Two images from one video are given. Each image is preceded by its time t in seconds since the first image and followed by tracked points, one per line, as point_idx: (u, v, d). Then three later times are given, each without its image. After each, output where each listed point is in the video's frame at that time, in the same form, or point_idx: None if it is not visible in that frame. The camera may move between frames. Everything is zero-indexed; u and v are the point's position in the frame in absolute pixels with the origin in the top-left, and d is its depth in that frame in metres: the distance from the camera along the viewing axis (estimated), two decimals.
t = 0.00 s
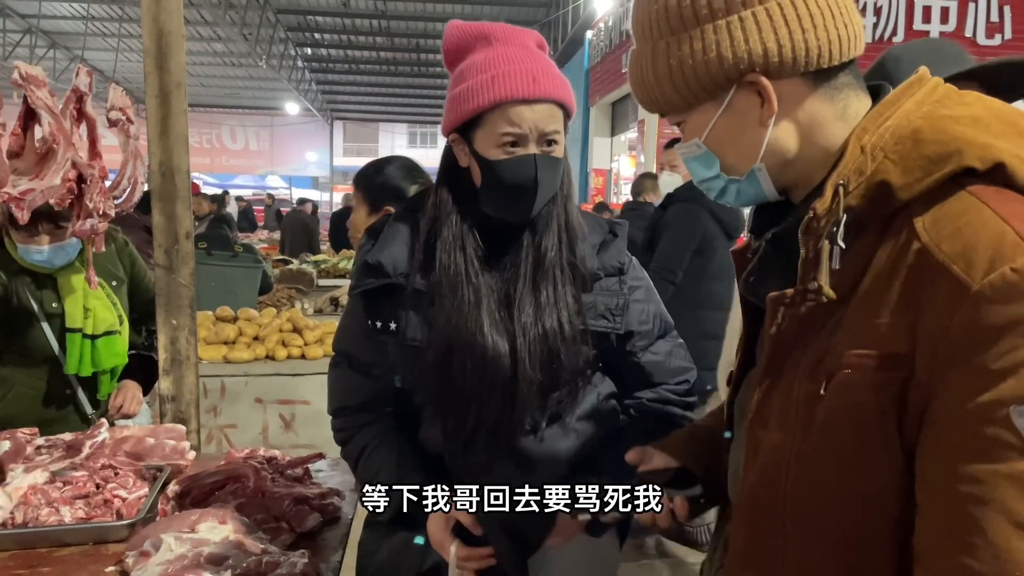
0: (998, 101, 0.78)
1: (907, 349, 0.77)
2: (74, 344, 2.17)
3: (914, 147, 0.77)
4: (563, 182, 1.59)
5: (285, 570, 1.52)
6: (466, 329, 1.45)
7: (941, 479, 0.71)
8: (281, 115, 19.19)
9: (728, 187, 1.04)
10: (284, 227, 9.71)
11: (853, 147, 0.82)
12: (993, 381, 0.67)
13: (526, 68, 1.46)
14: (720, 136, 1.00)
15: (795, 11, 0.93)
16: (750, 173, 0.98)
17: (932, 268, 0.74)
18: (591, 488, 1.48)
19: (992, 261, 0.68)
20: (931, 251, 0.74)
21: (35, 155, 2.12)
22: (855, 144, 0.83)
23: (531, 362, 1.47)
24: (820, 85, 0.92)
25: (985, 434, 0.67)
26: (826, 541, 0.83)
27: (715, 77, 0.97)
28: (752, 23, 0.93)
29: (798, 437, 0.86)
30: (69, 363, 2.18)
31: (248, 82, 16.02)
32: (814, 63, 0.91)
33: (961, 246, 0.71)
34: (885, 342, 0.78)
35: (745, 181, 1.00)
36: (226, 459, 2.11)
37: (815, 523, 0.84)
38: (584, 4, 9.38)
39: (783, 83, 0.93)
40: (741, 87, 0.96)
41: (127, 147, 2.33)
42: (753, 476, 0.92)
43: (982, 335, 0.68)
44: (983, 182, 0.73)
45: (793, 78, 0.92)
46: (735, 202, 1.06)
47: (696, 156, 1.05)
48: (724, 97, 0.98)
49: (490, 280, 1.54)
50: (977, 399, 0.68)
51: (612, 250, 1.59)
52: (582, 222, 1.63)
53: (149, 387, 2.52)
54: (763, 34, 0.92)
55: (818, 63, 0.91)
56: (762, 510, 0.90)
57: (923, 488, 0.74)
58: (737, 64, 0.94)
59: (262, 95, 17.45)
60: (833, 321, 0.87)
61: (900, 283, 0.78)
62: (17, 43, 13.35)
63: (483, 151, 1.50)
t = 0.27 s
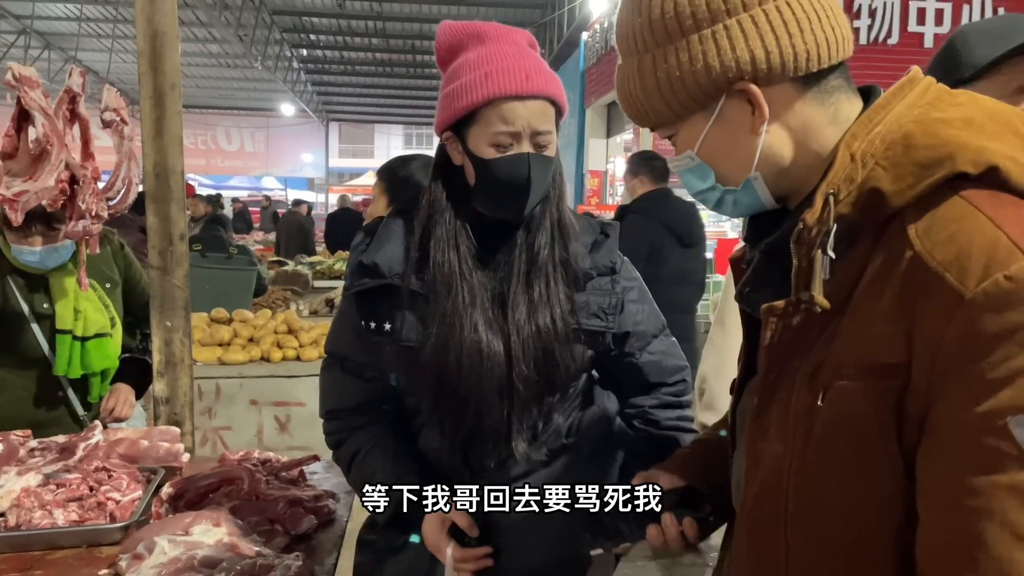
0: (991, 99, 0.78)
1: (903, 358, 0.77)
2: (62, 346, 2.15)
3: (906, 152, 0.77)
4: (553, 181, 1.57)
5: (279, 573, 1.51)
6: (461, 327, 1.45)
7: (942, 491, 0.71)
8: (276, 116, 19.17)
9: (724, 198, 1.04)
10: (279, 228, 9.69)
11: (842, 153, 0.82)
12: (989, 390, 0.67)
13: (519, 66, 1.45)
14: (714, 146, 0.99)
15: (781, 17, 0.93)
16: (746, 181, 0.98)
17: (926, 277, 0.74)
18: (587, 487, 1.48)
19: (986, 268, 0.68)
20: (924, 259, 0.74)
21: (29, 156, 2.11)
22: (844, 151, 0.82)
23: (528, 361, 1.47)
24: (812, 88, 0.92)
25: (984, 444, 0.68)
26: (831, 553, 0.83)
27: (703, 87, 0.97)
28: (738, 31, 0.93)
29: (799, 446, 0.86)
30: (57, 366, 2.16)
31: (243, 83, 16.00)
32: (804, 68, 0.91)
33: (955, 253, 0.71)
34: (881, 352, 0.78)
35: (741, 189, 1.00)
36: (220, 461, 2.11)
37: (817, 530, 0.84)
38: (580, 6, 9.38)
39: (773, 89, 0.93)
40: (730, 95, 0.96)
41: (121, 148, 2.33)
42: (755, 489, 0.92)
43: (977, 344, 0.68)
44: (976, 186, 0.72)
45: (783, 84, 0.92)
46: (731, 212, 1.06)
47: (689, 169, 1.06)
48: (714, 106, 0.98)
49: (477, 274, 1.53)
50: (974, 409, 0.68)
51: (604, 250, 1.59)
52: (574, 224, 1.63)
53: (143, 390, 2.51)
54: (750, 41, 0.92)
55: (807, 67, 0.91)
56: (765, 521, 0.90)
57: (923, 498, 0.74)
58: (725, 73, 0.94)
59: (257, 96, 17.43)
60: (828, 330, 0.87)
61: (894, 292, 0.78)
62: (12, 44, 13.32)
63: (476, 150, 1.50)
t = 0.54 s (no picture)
0: (982, 101, 0.77)
1: (889, 372, 0.76)
2: (42, 346, 2.10)
3: (895, 160, 0.76)
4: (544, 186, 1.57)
5: None
6: (447, 329, 1.45)
7: (929, 509, 0.70)
8: (270, 117, 19.14)
9: (709, 186, 1.04)
10: (274, 229, 9.67)
11: (829, 161, 0.80)
12: (979, 407, 0.66)
13: (509, 75, 1.44)
14: (705, 130, 0.99)
15: (794, 5, 0.91)
16: (732, 173, 0.98)
17: (915, 290, 0.72)
18: (576, 489, 1.48)
19: (974, 280, 0.67)
20: (913, 270, 0.73)
21: (23, 158, 2.07)
22: (831, 160, 0.80)
23: (514, 363, 1.45)
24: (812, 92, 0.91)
25: (972, 461, 0.66)
26: (819, 566, 0.82)
27: (705, 67, 0.94)
28: (749, 14, 0.91)
29: (790, 462, 0.85)
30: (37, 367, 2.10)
31: (237, 83, 15.97)
32: (809, 64, 0.89)
33: (943, 265, 0.70)
34: (869, 365, 0.77)
35: (727, 181, 1.00)
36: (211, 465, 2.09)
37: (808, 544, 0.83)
38: (575, 6, 9.38)
39: (775, 82, 0.91)
40: (730, 80, 0.95)
41: (111, 149, 2.30)
42: (749, 503, 0.91)
43: (966, 358, 0.67)
44: (967, 195, 0.71)
45: (786, 78, 0.90)
46: (715, 203, 1.06)
47: (680, 150, 1.05)
48: (712, 88, 0.96)
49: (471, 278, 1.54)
50: (962, 425, 0.67)
51: (592, 252, 1.56)
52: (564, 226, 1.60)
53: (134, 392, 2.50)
54: (760, 27, 0.90)
55: (813, 64, 0.89)
56: (759, 531, 0.89)
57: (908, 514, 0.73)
58: (729, 55, 0.92)
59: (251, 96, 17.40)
60: (817, 344, 0.86)
61: (884, 304, 0.76)
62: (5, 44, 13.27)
63: (467, 159, 1.50)
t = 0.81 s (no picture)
0: (1015, 98, 0.74)
1: (888, 367, 0.74)
2: (23, 349, 2.06)
3: (916, 149, 0.73)
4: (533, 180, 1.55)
5: None
6: (440, 332, 1.43)
7: (915, 505, 0.69)
8: (264, 118, 19.08)
9: (727, 155, 1.01)
10: (266, 229, 9.64)
11: (848, 146, 0.79)
12: (977, 405, 0.64)
13: (487, 74, 1.42)
14: (733, 95, 0.96)
15: None
16: (753, 145, 0.95)
17: (920, 283, 0.71)
18: (576, 489, 1.45)
19: (981, 275, 0.65)
20: (916, 264, 0.71)
21: (6, 157, 2.01)
22: (850, 145, 0.79)
23: (511, 367, 1.44)
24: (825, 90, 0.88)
25: (963, 461, 0.65)
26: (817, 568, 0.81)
27: (744, 29, 0.91)
28: None
29: (780, 454, 0.84)
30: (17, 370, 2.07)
31: (229, 84, 15.92)
32: (849, 39, 0.86)
33: (951, 258, 0.68)
34: (868, 357, 0.75)
35: (745, 152, 0.97)
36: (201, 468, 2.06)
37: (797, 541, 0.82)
38: (569, 7, 9.36)
39: (812, 54, 0.89)
40: (766, 46, 0.92)
41: (99, 148, 2.28)
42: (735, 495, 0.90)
43: (964, 355, 0.65)
44: (989, 189, 0.68)
45: (822, 53, 0.88)
46: (728, 175, 1.03)
47: (700, 113, 1.01)
48: (746, 52, 0.94)
49: (462, 276, 1.53)
50: (956, 423, 0.65)
51: (586, 254, 1.53)
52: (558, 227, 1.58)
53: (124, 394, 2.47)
54: None
55: (853, 40, 0.86)
56: (744, 527, 0.88)
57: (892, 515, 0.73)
58: (770, 21, 0.89)
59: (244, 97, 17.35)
60: (819, 336, 0.85)
61: (884, 295, 0.74)
62: None
63: (448, 159, 1.48)
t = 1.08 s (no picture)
0: None
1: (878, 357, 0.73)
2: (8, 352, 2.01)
3: (924, 138, 0.71)
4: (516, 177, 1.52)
5: None
6: (432, 333, 1.43)
7: (895, 499, 0.67)
8: (257, 118, 19.03)
9: (726, 143, 0.99)
10: (260, 230, 9.61)
11: (855, 130, 0.77)
12: (967, 399, 0.62)
13: (454, 70, 1.40)
14: (736, 77, 0.94)
15: None
16: (754, 132, 0.94)
17: (914, 272, 0.69)
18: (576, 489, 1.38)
19: (979, 265, 0.63)
20: (911, 255, 0.69)
21: None
22: (857, 129, 0.77)
23: (500, 367, 1.43)
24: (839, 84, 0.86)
25: (946, 458, 0.63)
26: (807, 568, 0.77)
27: (754, 11, 0.89)
28: None
29: (762, 447, 0.81)
30: (1, 374, 2.03)
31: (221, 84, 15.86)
32: (857, 35, 0.84)
33: (949, 247, 0.66)
34: (855, 346, 0.74)
35: (745, 140, 0.95)
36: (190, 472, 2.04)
37: (774, 538, 0.79)
38: (563, 7, 9.33)
39: (820, 46, 0.86)
40: (773, 29, 0.89)
41: (87, 148, 2.24)
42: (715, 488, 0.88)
43: (957, 346, 0.63)
44: (995, 182, 0.66)
45: (830, 47, 0.86)
46: (729, 164, 1.01)
47: (700, 100, 0.99)
48: (752, 35, 0.91)
49: (451, 272, 1.50)
50: (943, 417, 0.63)
51: (579, 255, 1.53)
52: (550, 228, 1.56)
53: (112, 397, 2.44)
54: None
55: (863, 36, 0.84)
56: (723, 523, 0.86)
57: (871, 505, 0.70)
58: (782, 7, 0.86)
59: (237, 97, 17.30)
60: (810, 327, 0.83)
61: (879, 284, 0.72)
62: None
63: (422, 157, 1.47)
